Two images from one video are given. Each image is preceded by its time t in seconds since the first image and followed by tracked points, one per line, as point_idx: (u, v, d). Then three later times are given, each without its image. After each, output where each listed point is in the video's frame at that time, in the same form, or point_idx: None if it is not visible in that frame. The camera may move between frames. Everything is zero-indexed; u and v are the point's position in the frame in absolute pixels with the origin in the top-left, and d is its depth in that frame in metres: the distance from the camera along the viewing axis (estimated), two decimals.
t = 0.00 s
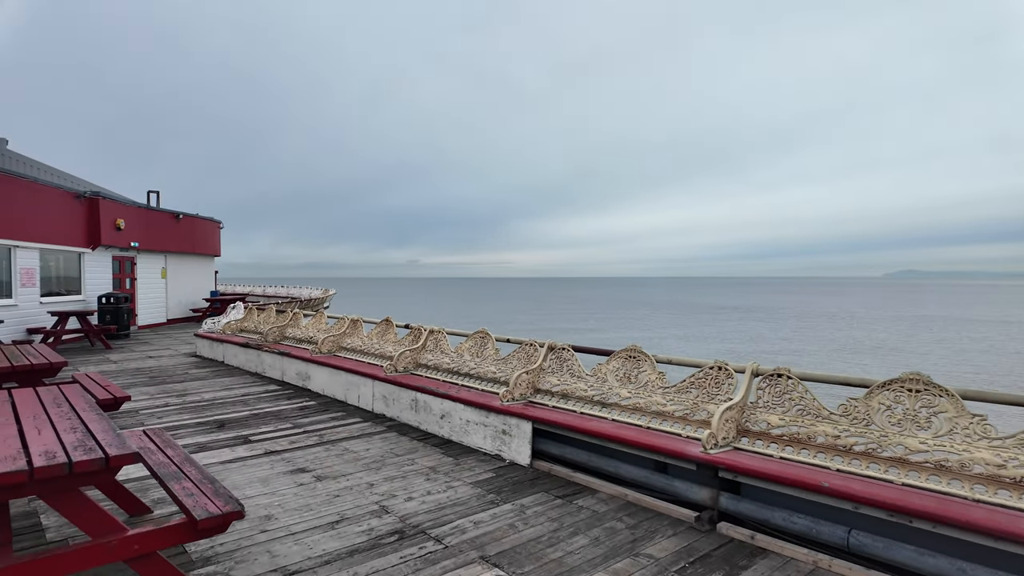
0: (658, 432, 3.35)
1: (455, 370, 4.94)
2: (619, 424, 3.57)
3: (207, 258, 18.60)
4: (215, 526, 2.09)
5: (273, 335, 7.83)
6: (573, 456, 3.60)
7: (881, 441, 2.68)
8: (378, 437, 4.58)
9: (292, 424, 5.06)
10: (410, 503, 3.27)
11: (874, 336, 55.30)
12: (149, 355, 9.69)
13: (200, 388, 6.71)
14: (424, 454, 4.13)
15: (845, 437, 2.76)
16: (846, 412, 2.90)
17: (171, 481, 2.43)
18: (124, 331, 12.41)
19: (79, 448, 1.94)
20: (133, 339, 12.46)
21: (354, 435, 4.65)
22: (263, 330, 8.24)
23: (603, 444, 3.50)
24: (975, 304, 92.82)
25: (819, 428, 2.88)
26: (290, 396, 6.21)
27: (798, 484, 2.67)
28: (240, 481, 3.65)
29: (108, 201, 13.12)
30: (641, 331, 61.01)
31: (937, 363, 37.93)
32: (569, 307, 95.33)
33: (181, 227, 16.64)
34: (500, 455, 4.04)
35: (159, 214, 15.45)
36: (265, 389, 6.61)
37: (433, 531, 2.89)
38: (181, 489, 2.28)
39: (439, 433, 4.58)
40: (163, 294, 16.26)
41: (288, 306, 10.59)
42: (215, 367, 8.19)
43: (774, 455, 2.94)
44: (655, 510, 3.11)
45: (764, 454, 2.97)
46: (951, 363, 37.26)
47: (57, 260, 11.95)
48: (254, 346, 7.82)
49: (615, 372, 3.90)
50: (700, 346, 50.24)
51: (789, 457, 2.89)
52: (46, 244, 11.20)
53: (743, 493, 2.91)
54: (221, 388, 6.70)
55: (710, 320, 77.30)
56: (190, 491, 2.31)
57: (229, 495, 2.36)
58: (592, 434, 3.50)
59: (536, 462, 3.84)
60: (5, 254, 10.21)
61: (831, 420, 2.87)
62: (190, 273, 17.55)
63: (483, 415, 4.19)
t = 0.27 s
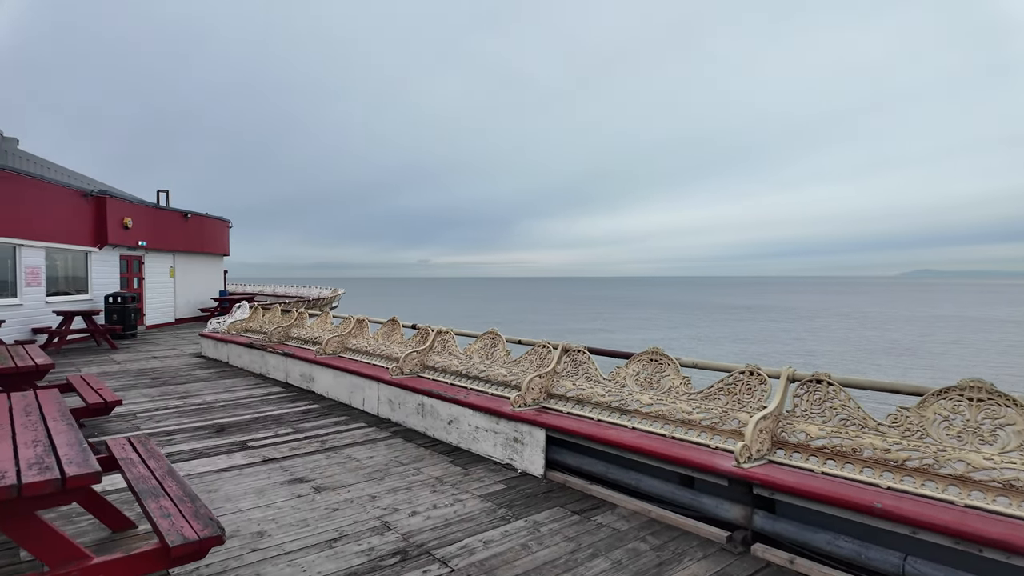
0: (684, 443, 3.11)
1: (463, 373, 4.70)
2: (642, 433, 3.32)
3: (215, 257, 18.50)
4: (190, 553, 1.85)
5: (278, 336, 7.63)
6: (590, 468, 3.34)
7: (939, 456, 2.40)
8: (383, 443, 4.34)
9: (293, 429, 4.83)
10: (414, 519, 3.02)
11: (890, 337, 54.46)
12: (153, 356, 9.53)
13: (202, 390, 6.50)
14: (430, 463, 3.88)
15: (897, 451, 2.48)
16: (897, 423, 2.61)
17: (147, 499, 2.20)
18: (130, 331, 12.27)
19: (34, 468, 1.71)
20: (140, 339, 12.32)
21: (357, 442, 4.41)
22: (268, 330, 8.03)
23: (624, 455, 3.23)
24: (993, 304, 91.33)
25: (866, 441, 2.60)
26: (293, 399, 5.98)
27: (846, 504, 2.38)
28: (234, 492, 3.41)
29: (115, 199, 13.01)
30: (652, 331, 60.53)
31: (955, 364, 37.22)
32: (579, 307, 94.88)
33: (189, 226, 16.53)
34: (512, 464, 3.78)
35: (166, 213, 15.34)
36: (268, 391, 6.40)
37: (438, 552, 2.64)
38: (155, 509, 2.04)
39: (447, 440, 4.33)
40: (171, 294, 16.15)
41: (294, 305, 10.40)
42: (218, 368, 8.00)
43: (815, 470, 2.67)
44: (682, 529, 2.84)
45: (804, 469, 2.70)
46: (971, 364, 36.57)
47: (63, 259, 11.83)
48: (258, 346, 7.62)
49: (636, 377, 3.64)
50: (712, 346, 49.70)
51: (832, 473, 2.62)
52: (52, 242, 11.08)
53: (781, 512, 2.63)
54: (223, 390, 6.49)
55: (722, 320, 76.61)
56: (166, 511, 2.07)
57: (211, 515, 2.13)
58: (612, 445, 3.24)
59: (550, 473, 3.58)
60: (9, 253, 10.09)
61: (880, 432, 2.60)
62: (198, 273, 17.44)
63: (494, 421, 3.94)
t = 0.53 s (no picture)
0: (723, 466, 2.85)
1: (478, 382, 4.46)
2: (671, 454, 3.05)
3: (232, 259, 18.49)
4: None
5: (289, 340, 7.45)
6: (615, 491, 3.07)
7: (1020, 491, 2.09)
8: (393, 457, 4.11)
9: (300, 441, 4.61)
10: (423, 547, 2.77)
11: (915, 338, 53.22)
12: (166, 359, 9.42)
13: (211, 396, 6.34)
14: (442, 480, 3.64)
15: (970, 485, 2.18)
16: (965, 449, 2.30)
17: (124, 532, 1.97)
18: (145, 333, 12.22)
19: None
20: (155, 341, 12.27)
21: (366, 456, 4.18)
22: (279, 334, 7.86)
23: (652, 478, 2.97)
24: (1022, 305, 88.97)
25: (931, 470, 2.29)
26: (303, 406, 5.78)
27: (912, 545, 2.09)
28: (232, 514, 3.19)
29: (131, 201, 12.98)
30: (671, 332, 59.87)
31: (985, 366, 36.20)
32: (596, 307, 94.30)
33: (206, 227, 16.52)
34: (530, 483, 3.53)
35: (182, 215, 15.32)
36: (278, 398, 6.21)
37: None
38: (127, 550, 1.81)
39: (461, 455, 4.09)
40: (187, 295, 16.14)
41: (307, 308, 10.24)
42: (230, 373, 7.85)
43: (872, 502, 2.38)
44: (719, 563, 2.57)
45: (860, 501, 2.40)
46: (1001, 367, 35.58)
47: (79, 261, 11.82)
48: (269, 350, 7.45)
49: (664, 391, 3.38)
50: (732, 347, 48.98)
51: (893, 506, 2.32)
52: (68, 244, 11.05)
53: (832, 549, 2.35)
54: (232, 397, 6.32)
55: (741, 320, 75.60)
56: (139, 551, 1.84)
57: (190, 553, 1.90)
58: (640, 466, 2.97)
59: (571, 494, 3.32)
60: (24, 255, 10.06)
61: (947, 460, 2.29)
62: (215, 274, 17.43)
63: (510, 436, 3.68)
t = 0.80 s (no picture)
0: (772, 485, 2.57)
1: (498, 387, 4.20)
2: (713, 469, 2.78)
3: (251, 258, 18.50)
4: None
5: (305, 340, 7.27)
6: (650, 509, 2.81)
7: None
8: (408, 466, 3.87)
9: (312, 447, 4.40)
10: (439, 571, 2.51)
11: (945, 339, 51.82)
12: (183, 359, 9.33)
13: (224, 398, 6.18)
14: (460, 493, 3.39)
15: None
16: None
17: (102, 560, 1.75)
18: (164, 333, 12.19)
19: None
20: (173, 340, 12.23)
21: (380, 464, 3.95)
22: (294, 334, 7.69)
23: (692, 497, 2.69)
24: None
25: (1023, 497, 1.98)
26: (316, 410, 5.58)
27: None
28: (235, 528, 2.97)
29: (151, 200, 12.97)
30: (692, 332, 59.10)
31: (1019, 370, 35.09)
32: (615, 308, 93.60)
33: (225, 227, 16.52)
34: (555, 498, 3.27)
35: (202, 214, 15.31)
36: (292, 401, 6.02)
37: None
38: None
39: (480, 464, 3.84)
40: (207, 295, 16.15)
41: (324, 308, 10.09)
42: (245, 373, 7.71)
43: (951, 531, 2.08)
44: None
45: (936, 529, 2.11)
46: None
47: (99, 260, 11.81)
48: (283, 351, 7.28)
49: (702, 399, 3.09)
50: (755, 349, 48.16)
51: (974, 536, 2.03)
52: (88, 243, 11.05)
53: None
54: (245, 399, 6.15)
55: (764, 321, 74.43)
56: None
57: None
58: (678, 484, 2.70)
59: (600, 511, 3.06)
60: (44, 254, 10.05)
61: None
62: (234, 274, 17.44)
63: (533, 446, 3.42)
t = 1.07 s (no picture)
0: (829, 514, 2.29)
1: (516, 396, 3.96)
2: (758, 494, 2.52)
3: (263, 258, 18.41)
4: None
5: (313, 343, 7.06)
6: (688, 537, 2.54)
7: None
8: (420, 480, 3.63)
9: (318, 457, 4.17)
10: None
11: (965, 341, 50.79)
12: (191, 361, 9.17)
13: (230, 403, 5.97)
14: (475, 512, 3.14)
15: None
16: None
17: None
18: (174, 334, 12.08)
19: None
20: (184, 342, 12.11)
21: (390, 478, 3.70)
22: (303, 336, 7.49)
23: (735, 526, 2.42)
24: None
25: None
26: (325, 416, 5.35)
27: None
28: (233, 552, 2.73)
29: (162, 200, 12.86)
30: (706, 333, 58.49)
31: None
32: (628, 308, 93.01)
33: (237, 227, 16.43)
34: (578, 519, 3.01)
35: (213, 214, 15.20)
36: (300, 406, 5.80)
37: None
38: None
39: (496, 479, 3.59)
40: (218, 295, 16.06)
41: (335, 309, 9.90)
42: (254, 376, 7.52)
43: None
44: None
45: None
46: None
47: (109, 260, 11.71)
48: (292, 353, 7.07)
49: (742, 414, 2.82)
50: (770, 350, 47.51)
51: None
52: (99, 243, 10.95)
53: None
54: (252, 404, 5.93)
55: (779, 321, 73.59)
56: None
57: None
58: (720, 510, 2.43)
59: (629, 536, 2.80)
60: (53, 253, 9.94)
61: None
62: (246, 274, 17.35)
63: (554, 462, 3.16)
